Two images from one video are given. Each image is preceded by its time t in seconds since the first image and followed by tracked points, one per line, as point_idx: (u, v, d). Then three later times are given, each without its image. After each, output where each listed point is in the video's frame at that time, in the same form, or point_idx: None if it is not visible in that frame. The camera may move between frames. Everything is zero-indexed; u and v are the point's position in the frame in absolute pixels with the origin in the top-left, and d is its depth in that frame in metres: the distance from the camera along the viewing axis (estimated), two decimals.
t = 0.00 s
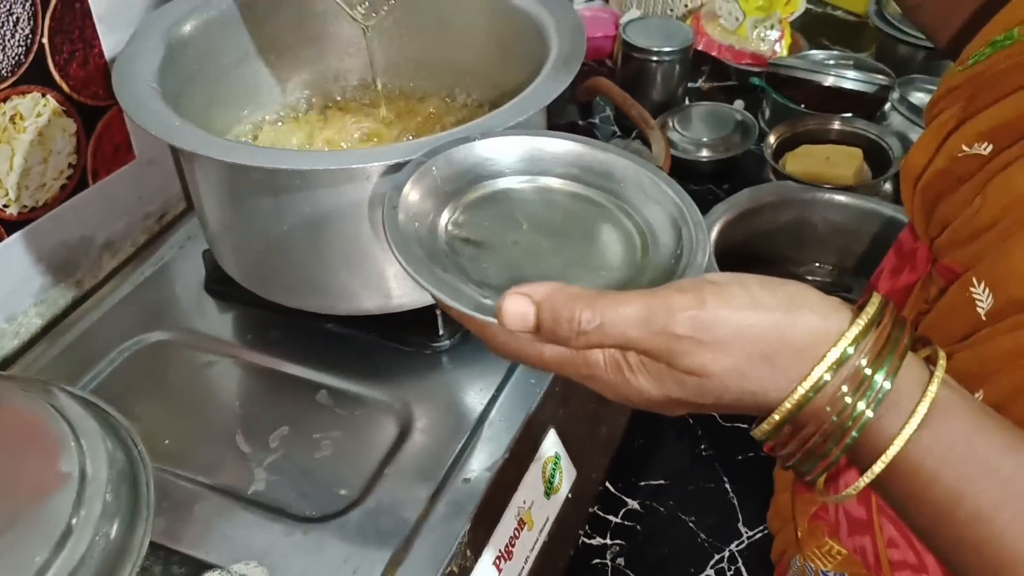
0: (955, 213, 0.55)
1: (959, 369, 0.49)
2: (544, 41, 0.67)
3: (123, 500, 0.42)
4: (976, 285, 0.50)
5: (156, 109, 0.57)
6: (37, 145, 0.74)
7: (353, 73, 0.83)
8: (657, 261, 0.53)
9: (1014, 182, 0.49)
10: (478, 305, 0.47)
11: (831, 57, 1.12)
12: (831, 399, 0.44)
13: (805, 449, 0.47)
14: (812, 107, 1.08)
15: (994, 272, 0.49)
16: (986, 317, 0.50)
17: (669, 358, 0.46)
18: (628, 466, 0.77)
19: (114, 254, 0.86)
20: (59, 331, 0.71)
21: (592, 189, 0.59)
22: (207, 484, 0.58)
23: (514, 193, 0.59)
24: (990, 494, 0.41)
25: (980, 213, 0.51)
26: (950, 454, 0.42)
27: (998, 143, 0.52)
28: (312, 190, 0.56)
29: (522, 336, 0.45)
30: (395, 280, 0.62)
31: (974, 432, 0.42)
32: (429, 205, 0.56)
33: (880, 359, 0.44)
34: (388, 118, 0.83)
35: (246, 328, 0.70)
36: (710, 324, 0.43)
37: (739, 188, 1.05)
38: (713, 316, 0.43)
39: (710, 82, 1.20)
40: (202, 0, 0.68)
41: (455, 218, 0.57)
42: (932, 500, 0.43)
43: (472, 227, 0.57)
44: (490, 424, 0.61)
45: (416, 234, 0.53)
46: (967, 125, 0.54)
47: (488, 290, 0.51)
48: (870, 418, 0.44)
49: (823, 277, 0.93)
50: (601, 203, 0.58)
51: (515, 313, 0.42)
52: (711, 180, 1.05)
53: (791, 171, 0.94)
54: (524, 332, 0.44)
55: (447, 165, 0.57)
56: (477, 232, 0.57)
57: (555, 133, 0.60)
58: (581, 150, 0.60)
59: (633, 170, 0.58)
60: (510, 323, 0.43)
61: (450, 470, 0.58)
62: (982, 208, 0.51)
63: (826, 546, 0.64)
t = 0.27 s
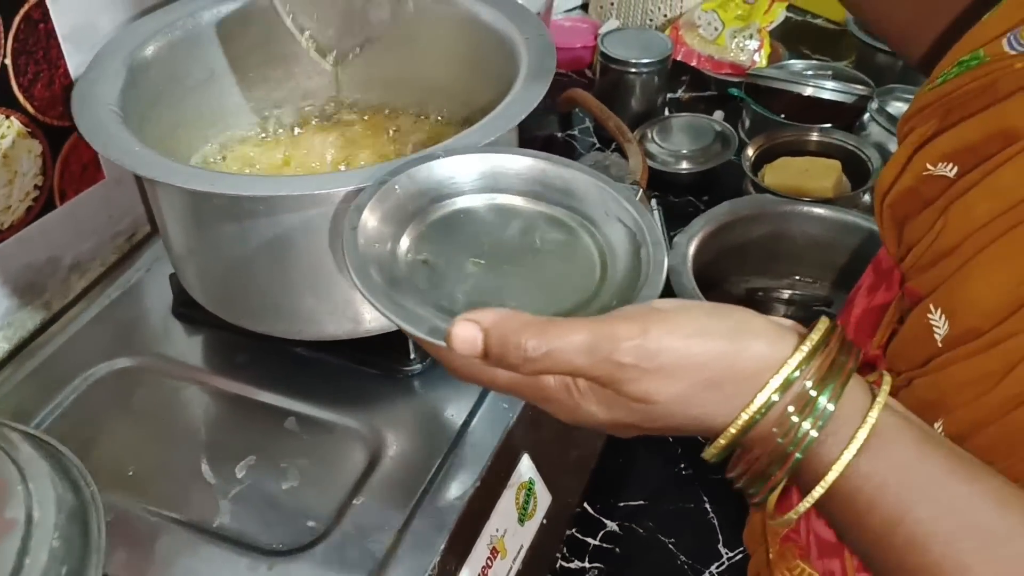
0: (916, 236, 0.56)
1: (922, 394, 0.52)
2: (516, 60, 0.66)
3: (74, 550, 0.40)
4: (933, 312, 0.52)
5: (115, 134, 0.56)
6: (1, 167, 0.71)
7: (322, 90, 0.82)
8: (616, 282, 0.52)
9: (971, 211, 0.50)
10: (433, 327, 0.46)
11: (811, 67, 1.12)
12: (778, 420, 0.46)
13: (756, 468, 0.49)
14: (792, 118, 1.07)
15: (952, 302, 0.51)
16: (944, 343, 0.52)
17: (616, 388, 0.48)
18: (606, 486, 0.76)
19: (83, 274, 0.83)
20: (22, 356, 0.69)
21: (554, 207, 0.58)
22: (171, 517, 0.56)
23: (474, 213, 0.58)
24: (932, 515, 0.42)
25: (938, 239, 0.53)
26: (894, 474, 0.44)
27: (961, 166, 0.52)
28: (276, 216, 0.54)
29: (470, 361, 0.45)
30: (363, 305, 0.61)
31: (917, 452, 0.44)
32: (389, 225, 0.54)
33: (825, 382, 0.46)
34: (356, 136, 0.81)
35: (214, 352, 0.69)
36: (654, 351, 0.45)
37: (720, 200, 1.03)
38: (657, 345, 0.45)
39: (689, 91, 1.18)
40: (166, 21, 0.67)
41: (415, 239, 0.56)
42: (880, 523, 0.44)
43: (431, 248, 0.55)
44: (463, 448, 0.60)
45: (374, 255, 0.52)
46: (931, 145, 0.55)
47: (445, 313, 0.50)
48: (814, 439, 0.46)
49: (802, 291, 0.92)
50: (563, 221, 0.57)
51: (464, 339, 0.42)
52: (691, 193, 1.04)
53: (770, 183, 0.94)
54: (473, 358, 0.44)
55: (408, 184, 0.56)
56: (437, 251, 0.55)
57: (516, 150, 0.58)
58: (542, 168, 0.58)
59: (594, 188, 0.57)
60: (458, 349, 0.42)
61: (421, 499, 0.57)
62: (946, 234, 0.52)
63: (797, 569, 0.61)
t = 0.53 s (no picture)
0: (909, 249, 0.54)
1: (915, 410, 0.52)
2: (505, 63, 0.65)
3: None
4: (925, 328, 0.51)
5: (93, 144, 0.54)
6: None
7: (312, 93, 0.80)
8: (603, 284, 0.51)
9: (962, 225, 0.49)
10: (409, 331, 0.45)
11: (810, 65, 1.10)
12: (761, 428, 0.46)
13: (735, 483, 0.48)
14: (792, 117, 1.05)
15: (942, 319, 0.49)
16: (936, 361, 0.51)
17: (593, 395, 0.47)
18: (603, 496, 0.75)
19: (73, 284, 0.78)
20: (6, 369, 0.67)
21: (541, 206, 0.56)
22: (154, 536, 0.55)
23: (458, 213, 0.56)
24: (911, 527, 0.42)
25: (930, 253, 0.51)
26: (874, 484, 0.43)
27: (954, 177, 0.51)
28: (258, 228, 0.53)
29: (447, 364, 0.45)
30: (351, 315, 0.59)
31: (896, 463, 0.43)
32: (370, 225, 0.53)
33: (810, 391, 0.45)
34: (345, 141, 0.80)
35: (202, 364, 0.67)
36: (631, 358, 0.44)
37: (719, 203, 1.01)
38: (632, 352, 0.44)
39: (688, 91, 1.16)
40: (150, 25, 0.65)
41: (397, 240, 0.54)
42: (860, 537, 0.43)
43: (414, 248, 0.54)
44: (455, 451, 0.59)
45: (354, 257, 0.50)
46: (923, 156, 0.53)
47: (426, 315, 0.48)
48: (798, 449, 0.45)
49: (802, 295, 0.90)
50: (549, 220, 0.55)
51: (438, 342, 0.43)
52: (689, 194, 1.02)
53: (769, 184, 0.92)
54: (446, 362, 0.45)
55: (394, 182, 0.55)
56: (421, 251, 0.54)
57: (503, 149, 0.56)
58: (529, 166, 0.56)
59: (582, 188, 0.55)
60: (434, 352, 0.43)
61: (409, 514, 0.55)
62: (940, 248, 0.50)
63: None
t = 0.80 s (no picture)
0: (925, 250, 0.53)
1: (930, 419, 0.50)
2: (513, 57, 0.64)
3: None
4: (941, 332, 0.50)
5: (94, 141, 0.53)
6: None
7: (316, 87, 0.79)
8: (602, 287, 0.50)
9: (979, 226, 0.48)
10: (403, 340, 0.44)
11: (823, 57, 1.06)
12: (768, 435, 0.46)
13: (739, 491, 0.48)
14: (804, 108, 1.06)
15: (959, 323, 0.48)
16: (953, 366, 0.49)
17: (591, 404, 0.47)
18: (612, 496, 0.73)
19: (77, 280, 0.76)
20: (9, 368, 0.67)
21: (538, 208, 0.55)
22: (156, 537, 0.54)
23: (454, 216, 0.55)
24: (927, 542, 0.43)
25: (946, 256, 0.50)
26: (885, 501, 0.44)
27: (969, 178, 0.50)
28: (261, 226, 0.52)
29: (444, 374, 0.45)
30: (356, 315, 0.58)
31: (905, 480, 0.45)
32: (365, 230, 0.52)
33: (816, 398, 0.46)
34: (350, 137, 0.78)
35: (206, 363, 0.67)
36: (630, 367, 0.45)
37: (729, 196, 1.00)
38: (631, 360, 0.44)
39: (698, 84, 1.16)
40: (151, 20, 0.64)
41: (391, 244, 0.53)
42: (875, 551, 0.44)
43: (410, 251, 0.53)
44: (458, 460, 0.57)
45: (349, 263, 0.49)
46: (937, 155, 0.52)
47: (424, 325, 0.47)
48: (804, 457, 0.46)
49: (814, 293, 0.90)
50: (547, 223, 0.54)
51: (431, 353, 0.42)
52: (699, 188, 1.00)
53: (780, 179, 0.91)
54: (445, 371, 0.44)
55: (387, 186, 0.54)
56: (417, 256, 0.53)
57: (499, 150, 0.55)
58: (525, 167, 0.55)
59: (580, 188, 0.54)
60: (428, 362, 0.43)
61: (416, 515, 0.54)
62: (954, 249, 0.49)
63: None
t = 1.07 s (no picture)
0: (941, 242, 0.52)
1: (945, 414, 0.49)
2: (524, 48, 0.63)
3: None
4: (955, 324, 0.49)
5: (100, 135, 0.52)
6: None
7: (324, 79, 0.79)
8: (587, 262, 0.49)
9: (996, 218, 0.46)
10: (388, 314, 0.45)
11: (839, 46, 1.04)
12: (743, 406, 0.45)
13: (714, 462, 0.48)
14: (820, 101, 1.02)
15: (972, 316, 0.47)
16: (965, 360, 0.48)
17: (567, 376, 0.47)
18: (625, 493, 0.72)
19: (87, 274, 0.75)
20: (18, 362, 0.67)
21: (528, 182, 0.54)
22: (165, 536, 0.54)
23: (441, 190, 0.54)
24: (899, 523, 0.42)
25: (959, 247, 0.49)
26: (857, 481, 0.44)
27: (989, 167, 0.48)
28: (269, 222, 0.51)
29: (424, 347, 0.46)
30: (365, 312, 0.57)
31: (877, 459, 0.44)
32: (355, 206, 0.51)
33: (792, 366, 0.45)
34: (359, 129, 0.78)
35: (214, 359, 0.66)
36: (604, 340, 0.45)
37: (743, 188, 0.98)
38: (606, 334, 0.44)
39: (711, 75, 1.13)
40: (159, 11, 0.63)
41: (379, 218, 0.52)
42: (849, 530, 0.44)
43: (396, 225, 0.52)
44: (463, 468, 0.56)
45: (336, 238, 0.49)
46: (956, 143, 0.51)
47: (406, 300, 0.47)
48: (777, 427, 0.45)
49: (830, 287, 0.88)
50: (532, 196, 0.54)
51: (412, 325, 0.43)
52: (713, 180, 0.99)
53: (796, 172, 0.89)
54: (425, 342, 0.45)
55: (377, 161, 0.53)
56: (405, 230, 0.52)
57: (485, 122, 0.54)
58: (514, 140, 0.54)
59: (568, 161, 0.53)
60: (408, 334, 0.43)
61: (426, 514, 0.54)
62: (970, 240, 0.48)
63: None
